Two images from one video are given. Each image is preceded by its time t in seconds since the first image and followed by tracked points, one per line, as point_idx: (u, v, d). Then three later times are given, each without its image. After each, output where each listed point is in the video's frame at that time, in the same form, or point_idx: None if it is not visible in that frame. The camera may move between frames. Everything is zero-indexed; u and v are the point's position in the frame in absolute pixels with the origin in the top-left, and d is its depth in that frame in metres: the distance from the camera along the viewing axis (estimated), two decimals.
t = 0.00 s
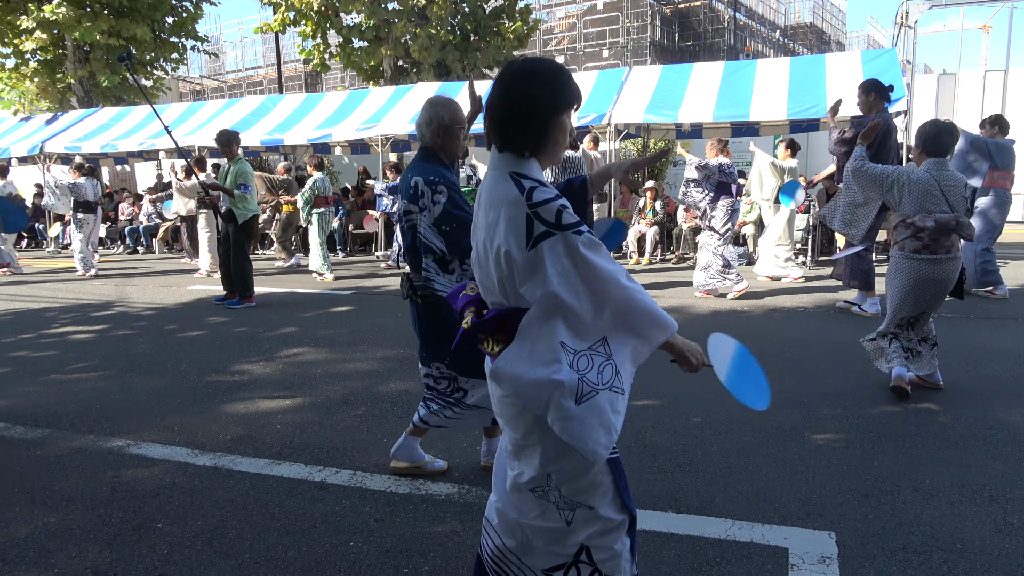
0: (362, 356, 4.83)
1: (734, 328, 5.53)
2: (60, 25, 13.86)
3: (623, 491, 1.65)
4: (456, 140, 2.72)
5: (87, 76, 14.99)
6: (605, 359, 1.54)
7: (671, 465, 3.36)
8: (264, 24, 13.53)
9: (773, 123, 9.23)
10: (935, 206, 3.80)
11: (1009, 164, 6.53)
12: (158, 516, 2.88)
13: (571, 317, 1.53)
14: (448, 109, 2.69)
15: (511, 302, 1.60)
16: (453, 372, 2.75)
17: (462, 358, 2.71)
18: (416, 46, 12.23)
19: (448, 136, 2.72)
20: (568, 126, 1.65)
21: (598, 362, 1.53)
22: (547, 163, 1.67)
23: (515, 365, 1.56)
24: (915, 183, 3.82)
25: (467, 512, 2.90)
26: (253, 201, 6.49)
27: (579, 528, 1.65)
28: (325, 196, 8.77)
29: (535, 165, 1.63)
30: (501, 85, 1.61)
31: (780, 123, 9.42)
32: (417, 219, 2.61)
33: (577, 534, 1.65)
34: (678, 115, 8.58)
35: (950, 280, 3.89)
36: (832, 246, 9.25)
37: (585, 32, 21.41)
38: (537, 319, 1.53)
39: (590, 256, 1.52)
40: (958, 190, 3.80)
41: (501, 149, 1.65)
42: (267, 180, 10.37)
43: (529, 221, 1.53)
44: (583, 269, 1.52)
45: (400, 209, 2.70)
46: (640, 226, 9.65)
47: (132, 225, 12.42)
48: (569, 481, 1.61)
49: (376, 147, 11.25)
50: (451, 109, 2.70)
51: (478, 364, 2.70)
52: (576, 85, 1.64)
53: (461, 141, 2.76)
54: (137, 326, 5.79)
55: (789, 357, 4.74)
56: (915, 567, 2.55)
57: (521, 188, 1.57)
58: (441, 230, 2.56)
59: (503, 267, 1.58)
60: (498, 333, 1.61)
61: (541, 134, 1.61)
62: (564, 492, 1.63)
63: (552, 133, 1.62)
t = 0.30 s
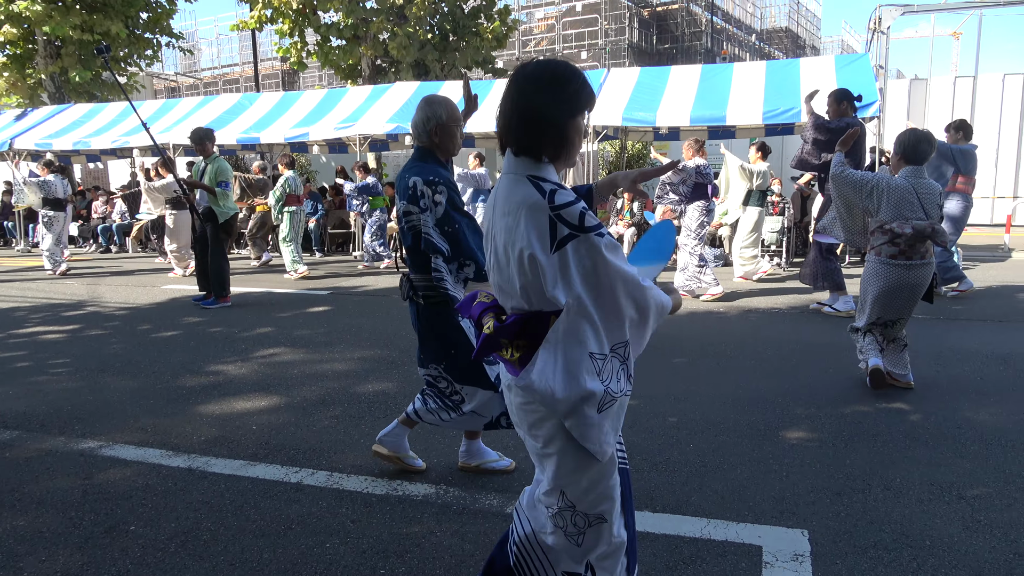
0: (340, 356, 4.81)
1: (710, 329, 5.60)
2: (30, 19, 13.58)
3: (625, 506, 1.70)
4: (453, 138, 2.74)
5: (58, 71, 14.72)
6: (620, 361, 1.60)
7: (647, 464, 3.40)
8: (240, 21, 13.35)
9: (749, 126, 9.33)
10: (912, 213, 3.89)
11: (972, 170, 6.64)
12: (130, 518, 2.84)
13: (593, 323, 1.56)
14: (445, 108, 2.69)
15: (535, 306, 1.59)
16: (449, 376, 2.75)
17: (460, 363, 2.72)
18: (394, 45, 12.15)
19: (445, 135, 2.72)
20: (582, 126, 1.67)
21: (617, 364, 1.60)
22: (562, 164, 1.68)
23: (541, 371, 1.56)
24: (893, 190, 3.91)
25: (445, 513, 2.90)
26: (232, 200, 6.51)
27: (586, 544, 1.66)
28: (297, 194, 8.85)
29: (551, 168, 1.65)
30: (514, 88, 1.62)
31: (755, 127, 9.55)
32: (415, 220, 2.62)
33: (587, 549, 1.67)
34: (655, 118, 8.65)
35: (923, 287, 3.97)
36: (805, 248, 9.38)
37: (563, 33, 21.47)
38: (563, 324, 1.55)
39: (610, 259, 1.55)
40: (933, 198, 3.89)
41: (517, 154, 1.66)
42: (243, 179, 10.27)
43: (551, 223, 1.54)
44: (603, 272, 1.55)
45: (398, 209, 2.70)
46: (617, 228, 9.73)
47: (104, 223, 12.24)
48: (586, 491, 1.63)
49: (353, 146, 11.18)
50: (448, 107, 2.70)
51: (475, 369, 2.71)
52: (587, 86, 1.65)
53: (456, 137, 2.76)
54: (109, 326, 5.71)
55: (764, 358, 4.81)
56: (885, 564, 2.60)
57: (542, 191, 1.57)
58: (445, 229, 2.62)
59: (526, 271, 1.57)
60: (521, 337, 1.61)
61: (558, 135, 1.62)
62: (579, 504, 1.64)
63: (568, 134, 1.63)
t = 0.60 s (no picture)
0: (317, 357, 4.80)
1: (688, 329, 5.65)
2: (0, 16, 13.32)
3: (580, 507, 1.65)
4: (410, 126, 2.71)
5: (30, 70, 14.46)
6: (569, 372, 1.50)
7: (626, 463, 3.43)
8: (216, 20, 13.18)
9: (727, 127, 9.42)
10: (872, 205, 3.92)
11: (947, 170, 6.73)
12: (105, 523, 2.81)
13: (529, 330, 1.50)
14: (400, 97, 2.69)
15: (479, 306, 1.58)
16: (399, 372, 2.76)
17: (410, 360, 2.74)
18: (373, 45, 12.09)
19: (402, 125, 2.70)
20: (525, 119, 1.61)
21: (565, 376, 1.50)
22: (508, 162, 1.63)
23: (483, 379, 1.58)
24: (853, 182, 3.95)
25: (424, 514, 2.90)
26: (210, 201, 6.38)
27: (534, 549, 1.61)
28: (274, 194, 8.77)
29: (496, 167, 1.61)
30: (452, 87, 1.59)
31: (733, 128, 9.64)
32: (374, 206, 2.55)
33: (537, 553, 1.61)
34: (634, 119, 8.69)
35: (890, 276, 3.99)
36: (782, 248, 9.46)
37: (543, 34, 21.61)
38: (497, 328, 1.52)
39: (540, 265, 1.45)
40: (896, 189, 3.89)
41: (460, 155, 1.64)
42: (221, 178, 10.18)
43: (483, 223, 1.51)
44: (535, 278, 1.46)
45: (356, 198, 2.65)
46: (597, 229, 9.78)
47: (79, 224, 12.06)
48: (534, 491, 1.59)
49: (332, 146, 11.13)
50: (403, 97, 2.70)
51: (426, 366, 2.73)
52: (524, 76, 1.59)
53: (415, 128, 2.74)
54: (84, 328, 5.63)
55: (740, 357, 4.87)
56: (860, 559, 2.65)
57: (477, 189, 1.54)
58: (404, 210, 2.51)
59: (466, 270, 1.56)
60: (466, 336, 1.62)
61: (497, 132, 1.58)
62: (528, 504, 1.60)
63: (508, 129, 1.59)
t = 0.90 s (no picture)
0: (297, 357, 4.77)
1: (668, 329, 5.70)
2: None
3: (511, 512, 1.58)
4: (372, 115, 2.68)
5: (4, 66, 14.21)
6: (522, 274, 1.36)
7: (606, 462, 3.45)
8: (196, 17, 13.02)
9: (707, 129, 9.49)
10: (843, 200, 4.00)
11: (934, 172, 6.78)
12: (81, 526, 2.78)
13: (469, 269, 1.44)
14: (359, 85, 2.65)
15: (413, 302, 1.61)
16: (343, 368, 2.74)
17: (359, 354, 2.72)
18: (355, 45, 12.02)
19: (363, 113, 2.67)
20: (468, 110, 1.60)
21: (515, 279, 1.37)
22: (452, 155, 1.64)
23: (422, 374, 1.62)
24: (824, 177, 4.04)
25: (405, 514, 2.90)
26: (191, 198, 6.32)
27: (455, 556, 1.63)
28: (254, 194, 8.60)
29: (438, 161, 1.61)
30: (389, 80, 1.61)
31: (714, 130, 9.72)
32: (333, 184, 2.56)
33: (461, 558, 1.62)
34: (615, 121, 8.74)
35: (867, 269, 4.01)
36: (762, 249, 9.58)
37: (525, 35, 21.72)
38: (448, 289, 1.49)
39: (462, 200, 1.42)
40: (867, 183, 3.94)
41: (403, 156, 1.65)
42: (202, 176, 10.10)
43: (413, 209, 1.53)
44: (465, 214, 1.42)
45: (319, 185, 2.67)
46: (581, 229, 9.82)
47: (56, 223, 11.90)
48: (457, 492, 1.60)
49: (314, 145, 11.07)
50: (362, 85, 2.66)
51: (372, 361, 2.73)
52: (464, 65, 1.58)
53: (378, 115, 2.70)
54: (59, 329, 5.56)
55: (719, 356, 4.92)
56: (837, 556, 2.68)
57: (408, 180, 1.57)
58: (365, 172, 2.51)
59: (402, 260, 1.59)
60: (397, 332, 1.64)
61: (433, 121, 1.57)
62: (452, 506, 1.62)
63: (449, 119, 1.58)
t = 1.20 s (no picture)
0: (277, 359, 4.74)
1: (648, 328, 5.74)
2: None
3: (475, 526, 1.61)
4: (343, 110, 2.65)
5: None
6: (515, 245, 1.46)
7: (588, 461, 3.47)
8: (173, 17, 12.88)
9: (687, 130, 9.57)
10: (827, 200, 4.06)
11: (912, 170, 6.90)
12: (57, 531, 2.75)
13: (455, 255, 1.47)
14: (330, 81, 2.63)
15: (386, 307, 1.61)
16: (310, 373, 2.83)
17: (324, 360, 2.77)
18: (335, 45, 11.97)
19: (334, 108, 2.65)
20: (434, 105, 1.60)
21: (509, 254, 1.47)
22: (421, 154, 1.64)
23: (391, 381, 1.63)
24: (808, 179, 4.11)
25: (387, 516, 2.89)
26: (173, 202, 6.21)
27: (415, 565, 1.64)
28: (236, 196, 8.52)
29: (406, 160, 1.61)
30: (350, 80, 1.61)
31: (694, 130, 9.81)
32: (299, 180, 2.60)
33: (420, 570, 1.63)
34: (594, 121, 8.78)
35: (858, 268, 4.08)
36: (741, 248, 9.69)
37: (506, 35, 21.75)
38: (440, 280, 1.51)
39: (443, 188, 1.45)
40: (847, 184, 3.99)
41: (368, 156, 1.64)
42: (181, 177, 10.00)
43: (381, 208, 1.53)
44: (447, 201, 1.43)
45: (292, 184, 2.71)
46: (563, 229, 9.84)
47: (31, 224, 11.72)
48: (422, 504, 1.61)
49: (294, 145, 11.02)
50: (334, 80, 2.64)
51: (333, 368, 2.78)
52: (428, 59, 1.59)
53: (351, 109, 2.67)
54: (34, 332, 5.48)
55: (698, 355, 4.96)
56: (815, 552, 2.72)
57: (376, 180, 1.57)
58: (327, 166, 2.53)
59: (373, 263, 1.59)
60: (369, 337, 1.64)
61: (399, 118, 1.57)
62: (415, 515, 1.63)
63: (415, 116, 1.58)
